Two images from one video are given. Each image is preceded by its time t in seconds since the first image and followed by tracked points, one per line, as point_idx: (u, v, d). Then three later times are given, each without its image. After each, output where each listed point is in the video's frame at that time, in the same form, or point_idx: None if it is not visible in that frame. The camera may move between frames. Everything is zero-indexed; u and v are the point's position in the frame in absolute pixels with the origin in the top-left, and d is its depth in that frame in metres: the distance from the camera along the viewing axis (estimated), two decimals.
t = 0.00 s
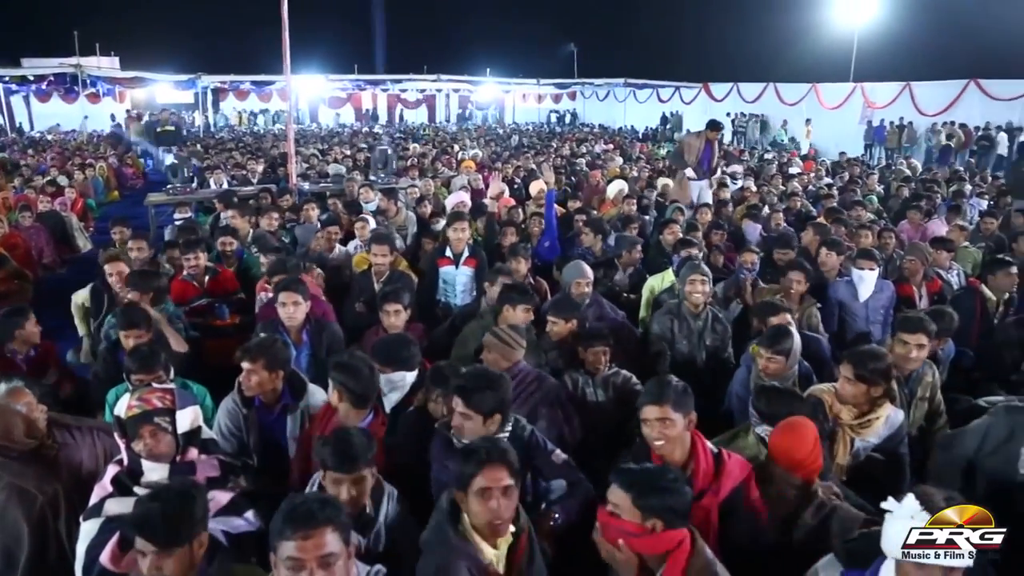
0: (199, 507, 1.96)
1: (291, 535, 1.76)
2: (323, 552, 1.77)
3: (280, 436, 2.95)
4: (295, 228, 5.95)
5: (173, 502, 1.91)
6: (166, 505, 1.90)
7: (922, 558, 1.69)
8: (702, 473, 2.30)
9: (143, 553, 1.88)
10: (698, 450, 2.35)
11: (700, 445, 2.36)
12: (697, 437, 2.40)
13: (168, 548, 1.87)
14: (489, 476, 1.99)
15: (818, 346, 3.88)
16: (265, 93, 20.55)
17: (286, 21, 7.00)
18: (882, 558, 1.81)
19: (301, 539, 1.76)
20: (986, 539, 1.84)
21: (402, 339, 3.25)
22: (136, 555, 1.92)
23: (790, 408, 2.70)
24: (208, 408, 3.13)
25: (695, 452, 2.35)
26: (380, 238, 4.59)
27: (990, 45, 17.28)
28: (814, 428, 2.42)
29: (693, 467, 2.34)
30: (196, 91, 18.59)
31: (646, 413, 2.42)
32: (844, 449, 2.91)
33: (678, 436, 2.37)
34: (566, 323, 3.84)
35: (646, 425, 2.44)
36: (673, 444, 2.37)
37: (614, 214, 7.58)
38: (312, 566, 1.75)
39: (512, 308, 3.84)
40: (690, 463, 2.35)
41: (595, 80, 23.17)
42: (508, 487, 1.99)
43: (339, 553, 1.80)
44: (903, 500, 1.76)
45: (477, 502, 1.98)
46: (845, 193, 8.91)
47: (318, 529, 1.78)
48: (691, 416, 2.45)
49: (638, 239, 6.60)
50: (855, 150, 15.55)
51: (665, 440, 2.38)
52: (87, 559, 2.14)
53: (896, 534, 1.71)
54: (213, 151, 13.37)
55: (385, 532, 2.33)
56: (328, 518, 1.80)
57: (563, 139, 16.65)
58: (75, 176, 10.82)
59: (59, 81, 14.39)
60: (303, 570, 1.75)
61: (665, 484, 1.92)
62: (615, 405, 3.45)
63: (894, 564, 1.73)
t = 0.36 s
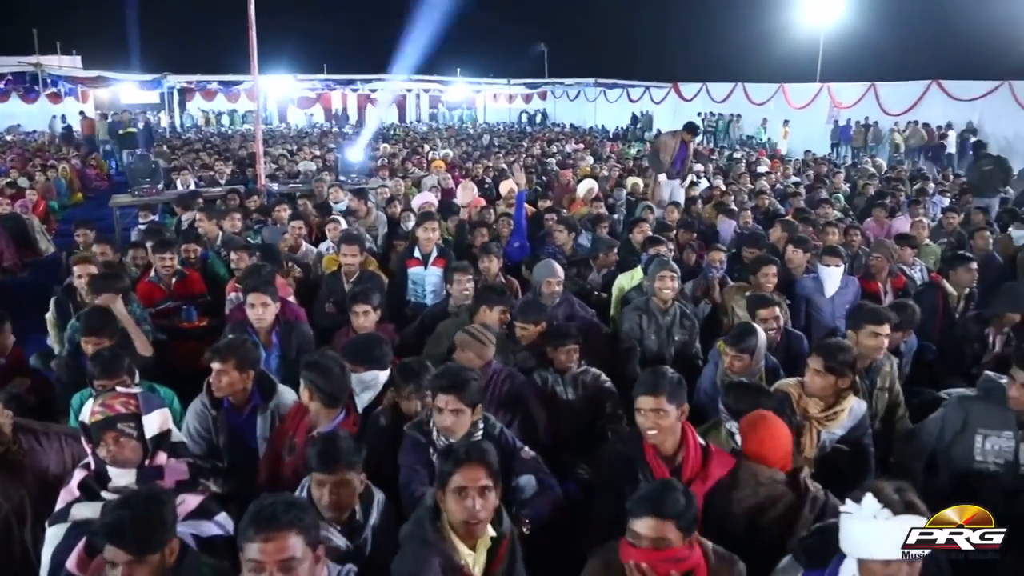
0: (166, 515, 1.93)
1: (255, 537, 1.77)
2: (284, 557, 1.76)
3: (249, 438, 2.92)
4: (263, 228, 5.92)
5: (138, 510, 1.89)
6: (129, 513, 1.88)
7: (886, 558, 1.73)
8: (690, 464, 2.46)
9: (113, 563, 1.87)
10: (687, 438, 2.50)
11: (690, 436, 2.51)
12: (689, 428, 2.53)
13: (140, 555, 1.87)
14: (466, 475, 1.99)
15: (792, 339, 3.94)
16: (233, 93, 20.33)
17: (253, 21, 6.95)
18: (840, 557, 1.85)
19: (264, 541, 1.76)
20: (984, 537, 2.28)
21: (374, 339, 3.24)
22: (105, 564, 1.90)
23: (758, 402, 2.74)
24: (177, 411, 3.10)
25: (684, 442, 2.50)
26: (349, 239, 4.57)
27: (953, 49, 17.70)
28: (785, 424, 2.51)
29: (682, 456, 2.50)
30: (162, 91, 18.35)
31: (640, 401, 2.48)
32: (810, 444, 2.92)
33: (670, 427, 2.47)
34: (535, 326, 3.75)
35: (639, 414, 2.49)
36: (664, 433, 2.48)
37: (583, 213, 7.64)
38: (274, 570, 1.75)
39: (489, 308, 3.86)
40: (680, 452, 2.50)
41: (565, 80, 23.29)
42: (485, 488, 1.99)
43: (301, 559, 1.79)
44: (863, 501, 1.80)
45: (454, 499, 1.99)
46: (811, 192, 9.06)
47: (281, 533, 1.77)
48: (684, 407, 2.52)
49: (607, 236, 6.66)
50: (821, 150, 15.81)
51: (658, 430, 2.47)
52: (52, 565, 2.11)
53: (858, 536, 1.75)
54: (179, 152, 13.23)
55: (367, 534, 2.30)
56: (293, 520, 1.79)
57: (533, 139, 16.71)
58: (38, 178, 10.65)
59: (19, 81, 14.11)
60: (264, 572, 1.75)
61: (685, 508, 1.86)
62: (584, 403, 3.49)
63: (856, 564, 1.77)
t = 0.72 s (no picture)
0: (142, 526, 1.91)
1: (233, 541, 1.76)
2: (262, 562, 1.76)
3: (232, 438, 2.90)
4: (242, 227, 5.88)
5: (112, 523, 1.86)
6: (101, 525, 1.85)
7: (861, 556, 1.76)
8: (688, 453, 2.46)
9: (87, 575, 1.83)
10: (684, 432, 2.49)
11: (687, 429, 2.50)
12: (686, 421, 2.52)
13: (116, 567, 1.84)
14: (455, 477, 1.99)
15: (782, 333, 3.99)
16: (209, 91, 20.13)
17: (229, 19, 6.89)
18: (814, 560, 1.89)
19: (240, 546, 1.76)
20: (985, 538, 2.67)
21: (356, 339, 3.24)
22: None
23: (737, 394, 2.78)
24: (158, 413, 3.08)
25: (682, 434, 2.49)
26: (330, 238, 4.56)
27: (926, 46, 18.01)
28: (758, 417, 2.63)
29: (680, 446, 2.48)
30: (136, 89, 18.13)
31: (647, 392, 2.46)
32: (791, 436, 3.02)
33: (674, 419, 2.46)
34: (517, 323, 3.73)
35: (643, 405, 2.48)
36: (668, 425, 2.47)
37: (564, 210, 7.67)
38: None
39: (469, 307, 3.85)
40: (678, 442, 2.48)
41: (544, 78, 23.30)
42: (471, 492, 1.98)
43: (280, 564, 1.78)
44: (831, 504, 1.83)
45: (441, 499, 2.00)
46: (789, 188, 9.15)
47: (260, 538, 1.76)
48: (688, 401, 2.52)
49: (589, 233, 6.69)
50: (798, 146, 15.97)
51: (663, 421, 2.46)
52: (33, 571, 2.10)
53: (832, 538, 1.78)
54: (155, 151, 13.08)
55: (345, 525, 2.38)
56: (270, 527, 1.78)
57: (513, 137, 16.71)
58: (8, 177, 10.47)
59: None
60: None
61: (711, 527, 1.84)
62: (567, 399, 3.52)
63: (830, 566, 1.80)
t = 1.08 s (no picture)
0: (119, 537, 1.87)
1: (211, 544, 1.76)
2: (240, 565, 1.75)
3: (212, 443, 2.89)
4: (219, 230, 5.84)
5: (89, 535, 1.83)
6: (76, 539, 1.81)
7: (828, 552, 1.79)
8: (666, 453, 2.49)
9: None
10: (663, 431, 2.51)
11: (667, 429, 2.52)
12: (667, 421, 2.53)
13: None
14: (446, 485, 1.99)
15: (760, 332, 4.04)
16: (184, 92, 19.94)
17: (206, 20, 6.85)
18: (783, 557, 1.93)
19: (217, 549, 1.75)
20: (985, 538, 2.67)
21: (338, 342, 3.23)
22: None
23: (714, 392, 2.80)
24: (138, 417, 3.07)
25: (661, 434, 2.51)
26: (309, 240, 4.54)
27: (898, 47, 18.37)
28: (739, 416, 2.71)
29: (659, 446, 2.50)
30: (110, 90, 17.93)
31: (627, 393, 2.46)
32: (769, 433, 3.07)
33: (655, 420, 2.46)
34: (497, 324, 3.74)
35: (624, 405, 2.48)
36: (648, 426, 2.47)
37: (542, 212, 7.70)
38: None
39: (447, 308, 3.84)
40: (657, 441, 2.51)
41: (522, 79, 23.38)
42: (461, 501, 1.99)
43: (258, 568, 1.77)
44: (796, 501, 1.87)
45: (431, 505, 2.01)
46: (765, 187, 9.27)
47: (236, 541, 1.75)
48: (668, 401, 2.52)
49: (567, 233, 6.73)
50: (773, 147, 16.15)
51: (644, 422, 2.46)
52: None
53: (798, 536, 1.81)
54: (129, 153, 12.95)
55: (304, 517, 2.34)
56: (247, 530, 1.77)
57: (491, 138, 16.75)
58: None
59: None
60: None
61: (665, 550, 1.82)
62: (547, 399, 3.54)
63: (801, 562, 1.84)
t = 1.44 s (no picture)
0: (97, 546, 1.86)
1: (193, 546, 1.75)
2: (222, 566, 1.74)
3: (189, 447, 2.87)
4: (193, 232, 5.78)
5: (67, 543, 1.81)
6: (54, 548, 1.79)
7: (797, 524, 1.85)
8: (644, 458, 2.51)
9: None
10: (641, 436, 2.52)
11: (644, 433, 2.53)
12: (643, 423, 2.56)
13: None
14: (435, 489, 1.99)
15: (734, 329, 4.09)
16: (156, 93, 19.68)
17: (177, 21, 6.77)
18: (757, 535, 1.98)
19: (199, 551, 1.74)
20: (984, 537, 2.59)
21: (316, 343, 3.21)
22: None
23: (683, 382, 2.87)
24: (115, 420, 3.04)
25: (639, 439, 2.53)
26: (285, 242, 4.52)
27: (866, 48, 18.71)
28: (710, 411, 2.74)
29: (637, 451, 2.53)
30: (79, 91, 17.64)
31: (598, 395, 2.48)
32: (745, 429, 3.11)
33: (626, 422, 2.48)
34: (475, 322, 3.77)
35: (597, 409, 2.50)
36: (621, 428, 2.50)
37: (519, 211, 7.72)
38: None
39: (423, 309, 3.84)
40: (635, 447, 2.53)
41: (498, 80, 23.38)
42: (454, 502, 2.00)
43: (241, 568, 1.77)
44: (767, 476, 1.93)
45: (413, 506, 2.01)
46: (739, 186, 9.37)
47: (217, 543, 1.75)
48: (642, 404, 2.52)
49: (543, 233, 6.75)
50: (747, 147, 16.31)
51: (613, 424, 2.48)
52: None
53: (768, 511, 1.87)
54: (100, 155, 12.76)
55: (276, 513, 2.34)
56: (229, 531, 1.77)
57: (467, 138, 16.74)
58: None
59: None
60: None
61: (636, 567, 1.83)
62: (526, 397, 3.55)
63: (773, 537, 1.90)
